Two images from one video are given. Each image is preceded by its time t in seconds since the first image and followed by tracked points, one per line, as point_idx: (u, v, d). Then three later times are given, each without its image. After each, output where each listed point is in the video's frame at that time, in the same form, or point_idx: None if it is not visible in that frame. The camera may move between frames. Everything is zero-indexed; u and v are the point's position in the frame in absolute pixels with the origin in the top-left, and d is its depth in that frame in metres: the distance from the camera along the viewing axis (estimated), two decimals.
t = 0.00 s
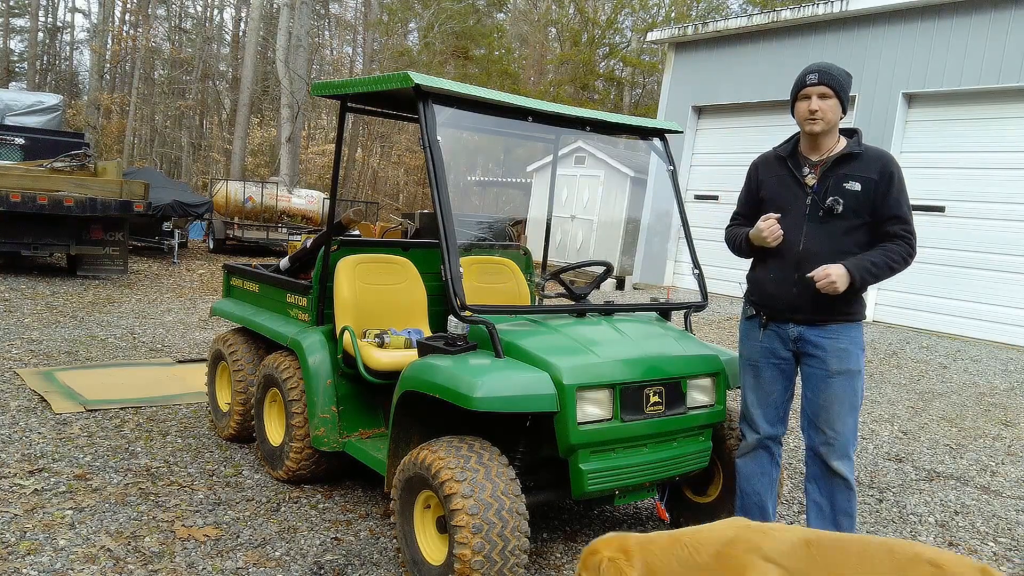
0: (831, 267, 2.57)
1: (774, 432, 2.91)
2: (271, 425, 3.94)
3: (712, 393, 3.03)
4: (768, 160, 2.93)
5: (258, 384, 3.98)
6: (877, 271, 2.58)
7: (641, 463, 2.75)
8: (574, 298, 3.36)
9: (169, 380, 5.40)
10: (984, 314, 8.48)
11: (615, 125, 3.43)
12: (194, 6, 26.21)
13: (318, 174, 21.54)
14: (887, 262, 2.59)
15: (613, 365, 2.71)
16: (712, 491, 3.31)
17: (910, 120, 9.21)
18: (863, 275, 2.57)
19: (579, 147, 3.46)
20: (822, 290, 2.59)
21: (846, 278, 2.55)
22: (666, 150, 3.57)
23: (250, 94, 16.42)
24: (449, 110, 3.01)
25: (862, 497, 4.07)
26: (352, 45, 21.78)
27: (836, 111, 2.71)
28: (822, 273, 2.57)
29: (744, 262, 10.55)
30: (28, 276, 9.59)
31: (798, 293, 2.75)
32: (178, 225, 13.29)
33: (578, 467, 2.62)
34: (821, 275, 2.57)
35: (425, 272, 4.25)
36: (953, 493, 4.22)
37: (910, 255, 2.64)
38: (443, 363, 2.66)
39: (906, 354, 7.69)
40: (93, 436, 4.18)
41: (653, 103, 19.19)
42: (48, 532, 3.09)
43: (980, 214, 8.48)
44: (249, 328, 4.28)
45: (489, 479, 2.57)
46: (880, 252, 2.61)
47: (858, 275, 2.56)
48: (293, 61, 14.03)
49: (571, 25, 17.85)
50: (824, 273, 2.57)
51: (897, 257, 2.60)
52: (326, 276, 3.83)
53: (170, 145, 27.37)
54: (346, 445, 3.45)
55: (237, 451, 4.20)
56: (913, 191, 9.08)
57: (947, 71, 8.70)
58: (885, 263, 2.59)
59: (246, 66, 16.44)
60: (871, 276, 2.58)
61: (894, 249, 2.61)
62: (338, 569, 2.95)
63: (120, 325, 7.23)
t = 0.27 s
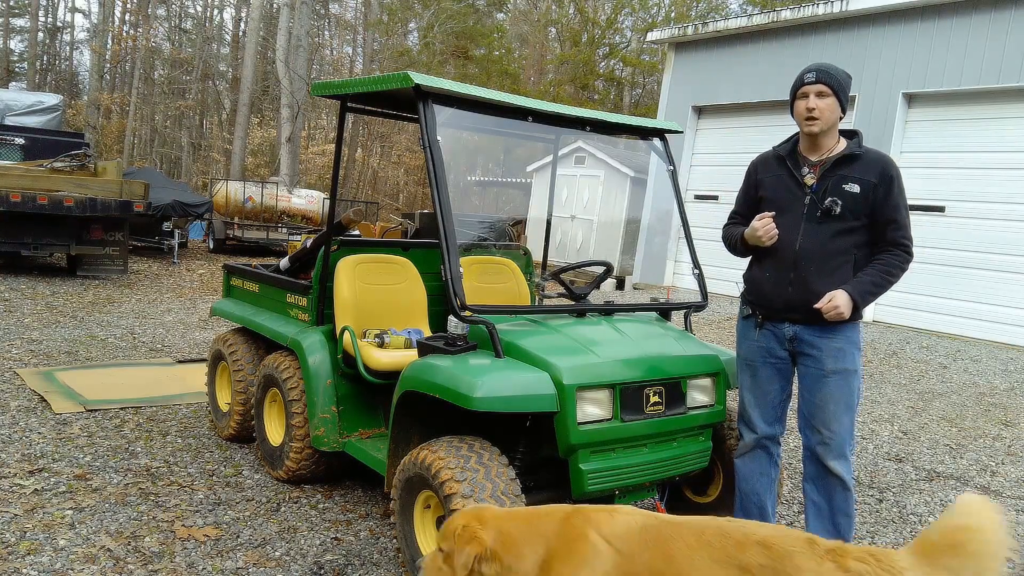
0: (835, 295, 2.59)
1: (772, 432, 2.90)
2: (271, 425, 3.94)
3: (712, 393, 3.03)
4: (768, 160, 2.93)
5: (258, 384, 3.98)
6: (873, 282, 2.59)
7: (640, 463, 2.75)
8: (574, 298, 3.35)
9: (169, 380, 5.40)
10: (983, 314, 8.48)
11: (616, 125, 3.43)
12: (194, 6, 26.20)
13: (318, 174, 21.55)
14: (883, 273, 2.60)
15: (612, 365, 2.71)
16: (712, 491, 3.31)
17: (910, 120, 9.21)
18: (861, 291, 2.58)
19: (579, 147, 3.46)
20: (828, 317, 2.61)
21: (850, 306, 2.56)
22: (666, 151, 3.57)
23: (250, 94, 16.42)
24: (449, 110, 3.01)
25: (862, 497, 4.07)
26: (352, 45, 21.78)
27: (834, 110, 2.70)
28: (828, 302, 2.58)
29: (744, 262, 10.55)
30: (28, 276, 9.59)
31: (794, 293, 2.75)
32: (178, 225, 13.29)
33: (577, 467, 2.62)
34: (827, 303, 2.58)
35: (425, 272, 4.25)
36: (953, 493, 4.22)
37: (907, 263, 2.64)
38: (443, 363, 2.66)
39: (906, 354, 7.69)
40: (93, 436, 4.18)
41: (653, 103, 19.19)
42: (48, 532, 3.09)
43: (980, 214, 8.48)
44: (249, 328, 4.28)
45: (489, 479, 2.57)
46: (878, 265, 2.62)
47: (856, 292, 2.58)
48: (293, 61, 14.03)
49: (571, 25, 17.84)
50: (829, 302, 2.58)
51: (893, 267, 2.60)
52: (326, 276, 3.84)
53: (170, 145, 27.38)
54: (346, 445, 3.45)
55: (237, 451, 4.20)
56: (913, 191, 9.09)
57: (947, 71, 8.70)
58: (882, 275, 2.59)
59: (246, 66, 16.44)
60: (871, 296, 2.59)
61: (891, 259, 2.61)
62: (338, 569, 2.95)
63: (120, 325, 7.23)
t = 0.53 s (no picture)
0: (824, 289, 2.60)
1: (772, 432, 2.90)
2: (271, 425, 3.94)
3: (712, 393, 3.03)
4: (768, 159, 2.93)
5: (258, 384, 3.98)
6: (868, 283, 2.60)
7: (640, 463, 2.74)
8: (574, 298, 3.35)
9: (169, 380, 5.40)
10: (983, 314, 8.48)
11: (616, 125, 3.43)
12: (194, 6, 26.20)
13: (318, 174, 21.54)
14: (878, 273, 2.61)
15: (612, 365, 2.71)
16: (712, 491, 3.31)
17: (910, 120, 9.21)
18: (852, 291, 2.60)
19: (579, 147, 3.46)
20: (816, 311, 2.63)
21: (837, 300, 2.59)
22: (666, 150, 3.57)
23: (250, 94, 16.42)
24: (448, 110, 3.01)
25: (862, 497, 4.07)
26: (352, 45, 21.77)
27: (829, 108, 2.69)
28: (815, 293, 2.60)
29: (744, 262, 10.55)
30: (28, 276, 9.59)
31: (792, 292, 2.75)
32: (178, 225, 13.29)
33: (578, 467, 2.62)
34: (815, 297, 2.60)
35: (425, 272, 4.25)
36: (953, 493, 4.22)
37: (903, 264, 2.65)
38: (443, 363, 2.66)
39: (906, 354, 7.69)
40: (93, 436, 4.18)
41: (654, 103, 19.18)
42: (48, 532, 3.09)
43: (980, 214, 8.48)
44: (249, 328, 4.28)
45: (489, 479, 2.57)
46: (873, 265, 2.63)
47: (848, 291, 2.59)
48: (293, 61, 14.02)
49: (571, 25, 17.83)
50: (818, 293, 2.60)
51: (888, 268, 2.61)
52: (326, 276, 3.84)
53: (170, 145, 27.38)
54: (346, 445, 3.45)
55: (237, 451, 4.20)
56: (913, 191, 9.09)
57: (947, 71, 8.70)
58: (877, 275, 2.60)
59: (246, 66, 16.43)
60: (863, 294, 2.61)
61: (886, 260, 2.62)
62: (338, 569, 2.95)
63: (120, 325, 7.23)
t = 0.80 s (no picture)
0: (826, 274, 2.58)
1: (772, 432, 2.90)
2: (271, 425, 3.94)
3: (712, 394, 3.03)
4: (768, 160, 2.94)
5: (258, 384, 3.98)
6: (871, 278, 2.58)
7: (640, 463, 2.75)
8: (574, 298, 3.35)
9: (169, 380, 5.40)
10: (983, 314, 8.48)
11: (616, 125, 3.43)
12: (194, 6, 26.21)
13: (318, 174, 21.55)
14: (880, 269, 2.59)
15: (612, 365, 2.71)
16: (712, 491, 3.31)
17: (910, 120, 9.21)
18: (855, 283, 2.58)
19: (579, 147, 3.46)
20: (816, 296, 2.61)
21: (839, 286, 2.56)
22: (666, 151, 3.57)
23: (250, 94, 16.42)
24: (448, 110, 3.01)
25: (862, 497, 4.07)
26: (352, 45, 21.77)
27: (826, 110, 2.69)
28: (818, 277, 2.58)
29: (744, 262, 10.55)
30: (28, 275, 9.59)
31: (793, 292, 2.75)
32: (178, 226, 13.29)
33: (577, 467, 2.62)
34: (816, 280, 2.58)
35: (425, 273, 4.25)
36: (953, 493, 4.22)
37: (905, 261, 2.64)
38: (443, 363, 2.66)
39: (906, 354, 7.69)
40: (93, 436, 4.18)
41: (653, 103, 19.18)
42: (48, 532, 3.09)
43: (980, 214, 8.48)
44: (249, 328, 4.28)
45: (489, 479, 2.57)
46: (876, 257, 2.61)
47: (852, 283, 2.57)
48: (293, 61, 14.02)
49: (571, 25, 17.83)
50: (820, 278, 2.58)
51: (890, 264, 2.60)
52: (326, 276, 3.83)
53: (170, 145, 27.37)
54: (346, 445, 3.45)
55: (237, 451, 4.20)
56: (913, 191, 9.09)
57: (947, 71, 8.70)
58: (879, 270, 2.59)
59: (246, 66, 16.43)
60: (865, 285, 2.59)
61: (888, 255, 2.61)
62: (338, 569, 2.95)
63: (119, 325, 7.23)
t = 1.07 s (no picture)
0: (822, 271, 2.59)
1: (773, 431, 2.90)
2: (271, 425, 3.94)
3: (712, 394, 3.03)
4: (768, 160, 2.94)
5: (258, 384, 3.98)
6: (870, 277, 2.59)
7: (640, 463, 2.75)
8: (574, 298, 3.35)
9: (169, 380, 5.40)
10: (983, 314, 8.48)
11: (616, 125, 3.43)
12: (194, 6, 26.21)
13: (318, 174, 21.54)
14: (879, 268, 2.59)
15: (612, 365, 2.71)
16: (712, 491, 3.31)
17: (910, 120, 9.21)
18: (853, 282, 2.58)
19: (579, 147, 3.46)
20: (812, 291, 2.62)
21: (836, 283, 2.57)
22: (666, 151, 3.58)
23: (250, 94, 16.42)
24: (448, 110, 3.01)
25: (862, 497, 4.07)
26: (352, 45, 21.78)
27: (826, 111, 2.69)
28: (815, 273, 2.59)
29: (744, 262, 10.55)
30: (28, 275, 9.59)
31: (793, 292, 2.75)
32: (178, 226, 13.29)
33: (578, 467, 2.62)
34: (813, 277, 2.59)
35: (425, 272, 4.25)
36: (953, 493, 4.22)
37: (904, 261, 2.64)
38: (443, 363, 2.66)
39: (906, 354, 7.69)
40: (93, 436, 4.18)
41: (654, 103, 19.18)
42: (48, 532, 3.10)
43: (979, 214, 8.48)
44: (249, 328, 4.28)
45: (489, 480, 2.57)
46: (875, 255, 2.61)
47: (850, 282, 2.58)
48: (293, 60, 14.03)
49: (571, 25, 17.83)
50: (817, 274, 2.59)
51: (889, 263, 2.60)
52: (326, 276, 3.83)
53: (170, 145, 27.37)
54: (346, 445, 3.45)
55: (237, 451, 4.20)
56: (913, 191, 9.09)
57: (947, 71, 8.70)
58: (878, 268, 2.59)
59: (246, 66, 16.44)
60: (863, 282, 2.59)
61: (887, 255, 2.61)
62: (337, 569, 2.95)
63: (120, 325, 7.23)
